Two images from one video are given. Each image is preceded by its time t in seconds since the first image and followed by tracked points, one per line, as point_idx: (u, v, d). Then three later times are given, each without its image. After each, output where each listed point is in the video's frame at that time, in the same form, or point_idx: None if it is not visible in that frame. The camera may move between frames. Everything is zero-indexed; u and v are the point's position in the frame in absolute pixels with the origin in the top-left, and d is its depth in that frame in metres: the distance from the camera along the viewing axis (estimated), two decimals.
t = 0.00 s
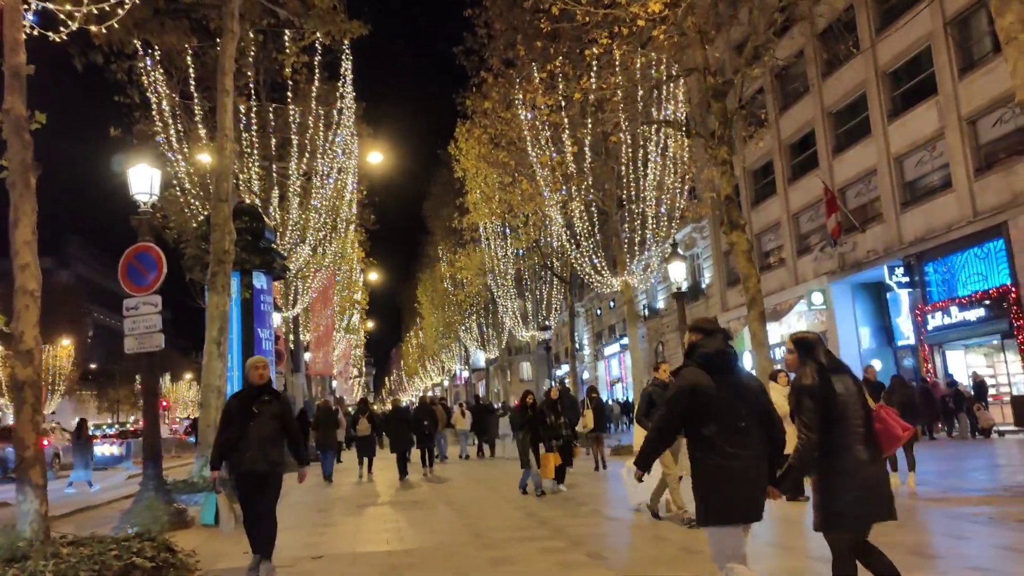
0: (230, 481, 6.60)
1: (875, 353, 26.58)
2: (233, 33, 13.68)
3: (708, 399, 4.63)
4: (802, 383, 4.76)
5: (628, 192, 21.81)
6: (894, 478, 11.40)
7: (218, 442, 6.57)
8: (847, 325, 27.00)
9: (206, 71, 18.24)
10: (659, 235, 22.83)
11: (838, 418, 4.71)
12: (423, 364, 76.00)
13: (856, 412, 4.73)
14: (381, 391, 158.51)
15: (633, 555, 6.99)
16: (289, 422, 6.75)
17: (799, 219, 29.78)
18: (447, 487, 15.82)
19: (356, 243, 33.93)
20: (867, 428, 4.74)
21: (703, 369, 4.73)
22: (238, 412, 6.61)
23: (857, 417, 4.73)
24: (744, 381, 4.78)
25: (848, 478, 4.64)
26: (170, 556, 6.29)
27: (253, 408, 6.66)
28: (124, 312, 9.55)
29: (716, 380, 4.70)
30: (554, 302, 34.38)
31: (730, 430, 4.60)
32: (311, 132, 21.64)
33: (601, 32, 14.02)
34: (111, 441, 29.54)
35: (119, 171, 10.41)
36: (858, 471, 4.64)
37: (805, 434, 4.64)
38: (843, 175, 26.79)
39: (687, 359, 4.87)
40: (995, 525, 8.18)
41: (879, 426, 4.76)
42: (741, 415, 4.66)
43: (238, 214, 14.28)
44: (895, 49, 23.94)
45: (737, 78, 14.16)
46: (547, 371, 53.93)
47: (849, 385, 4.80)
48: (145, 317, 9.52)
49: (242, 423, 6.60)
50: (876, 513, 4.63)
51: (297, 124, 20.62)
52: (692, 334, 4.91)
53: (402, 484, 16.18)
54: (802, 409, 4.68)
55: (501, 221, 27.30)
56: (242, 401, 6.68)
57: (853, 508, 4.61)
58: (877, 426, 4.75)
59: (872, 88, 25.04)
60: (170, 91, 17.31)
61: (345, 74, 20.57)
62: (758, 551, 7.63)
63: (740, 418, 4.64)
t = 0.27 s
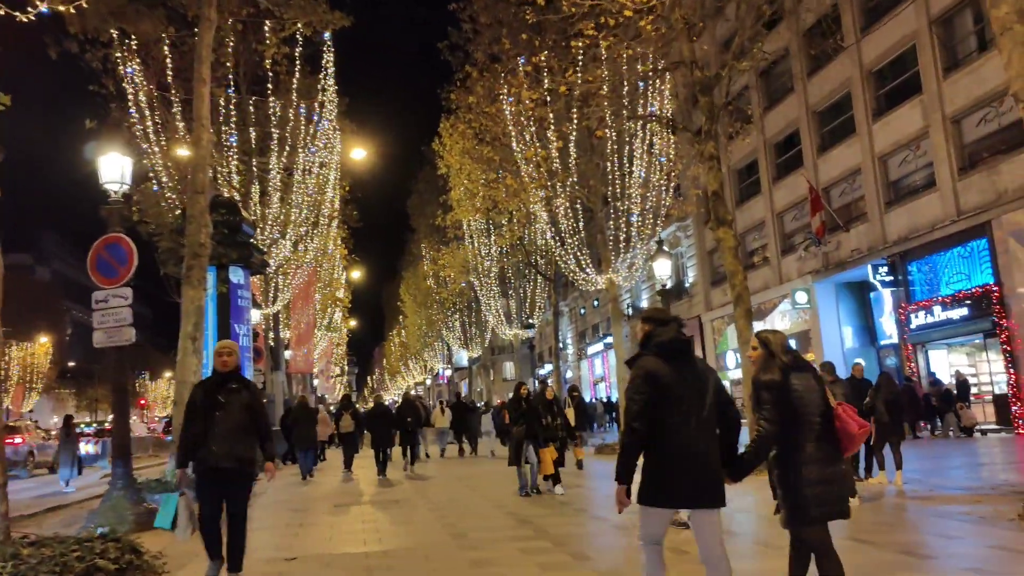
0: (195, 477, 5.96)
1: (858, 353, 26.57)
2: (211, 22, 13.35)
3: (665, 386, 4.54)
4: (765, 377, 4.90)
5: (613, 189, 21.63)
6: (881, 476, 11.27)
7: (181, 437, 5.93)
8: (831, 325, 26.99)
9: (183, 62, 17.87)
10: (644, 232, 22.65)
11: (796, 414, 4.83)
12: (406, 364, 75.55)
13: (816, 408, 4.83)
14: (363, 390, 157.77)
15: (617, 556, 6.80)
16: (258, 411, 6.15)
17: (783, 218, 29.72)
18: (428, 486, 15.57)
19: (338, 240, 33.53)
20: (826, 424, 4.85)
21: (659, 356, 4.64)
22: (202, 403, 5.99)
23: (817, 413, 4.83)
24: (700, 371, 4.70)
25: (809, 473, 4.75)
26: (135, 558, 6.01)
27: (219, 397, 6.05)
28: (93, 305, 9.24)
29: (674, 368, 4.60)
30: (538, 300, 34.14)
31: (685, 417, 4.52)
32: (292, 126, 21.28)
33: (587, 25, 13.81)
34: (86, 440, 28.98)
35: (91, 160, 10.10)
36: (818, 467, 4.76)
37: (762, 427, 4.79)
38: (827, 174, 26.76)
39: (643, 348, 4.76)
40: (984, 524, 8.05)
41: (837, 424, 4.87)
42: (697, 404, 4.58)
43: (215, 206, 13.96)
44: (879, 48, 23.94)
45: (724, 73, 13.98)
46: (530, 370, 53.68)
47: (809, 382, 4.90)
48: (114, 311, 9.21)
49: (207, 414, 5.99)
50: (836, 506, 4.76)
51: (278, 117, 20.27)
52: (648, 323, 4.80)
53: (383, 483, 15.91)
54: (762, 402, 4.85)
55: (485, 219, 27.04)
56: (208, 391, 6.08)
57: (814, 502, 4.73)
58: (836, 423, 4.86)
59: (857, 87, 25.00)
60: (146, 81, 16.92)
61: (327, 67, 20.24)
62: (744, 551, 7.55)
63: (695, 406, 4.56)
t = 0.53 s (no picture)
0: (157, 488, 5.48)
1: (853, 351, 26.40)
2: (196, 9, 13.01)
3: (618, 393, 4.61)
4: (738, 378, 4.99)
5: (608, 184, 21.34)
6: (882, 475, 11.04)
7: (144, 443, 5.45)
8: (826, 324, 26.80)
9: (170, 53, 17.52)
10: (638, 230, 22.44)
11: (767, 416, 4.86)
12: (397, 363, 75.25)
13: (787, 409, 4.86)
14: (355, 389, 157.41)
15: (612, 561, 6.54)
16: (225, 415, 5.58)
17: (778, 215, 29.49)
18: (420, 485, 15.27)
19: (328, 236, 33.14)
20: (798, 426, 4.86)
21: (612, 363, 4.70)
22: (166, 405, 5.48)
23: (788, 415, 4.86)
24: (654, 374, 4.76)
25: (776, 475, 4.78)
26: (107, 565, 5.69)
27: (183, 400, 5.51)
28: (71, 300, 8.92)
29: (627, 374, 4.66)
30: (531, 298, 33.86)
31: (639, 422, 4.59)
32: (282, 119, 20.94)
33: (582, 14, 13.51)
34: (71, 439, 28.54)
35: (71, 149, 9.78)
36: (787, 468, 4.78)
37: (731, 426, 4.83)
38: (823, 172, 26.53)
39: (596, 354, 4.80)
40: (991, 525, 7.85)
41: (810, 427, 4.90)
42: (651, 410, 4.65)
43: (199, 199, 13.67)
44: (876, 44, 23.74)
45: (721, 65, 13.72)
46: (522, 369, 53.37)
47: (784, 384, 4.93)
48: (92, 305, 8.90)
49: (173, 418, 5.47)
50: (820, 510, 4.76)
51: (267, 111, 19.92)
52: (601, 328, 4.84)
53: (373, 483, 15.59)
54: (730, 401, 4.95)
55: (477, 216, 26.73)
56: (172, 392, 5.56)
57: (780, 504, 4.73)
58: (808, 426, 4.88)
59: (853, 84, 24.79)
60: (132, 71, 16.54)
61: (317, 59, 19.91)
62: (743, 555, 7.24)
63: (648, 411, 4.64)
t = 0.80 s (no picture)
0: (119, 495, 4.51)
1: (856, 352, 26.16)
2: (192, 4, 12.76)
3: (593, 393, 4.41)
4: (723, 379, 4.70)
5: (609, 183, 21.14)
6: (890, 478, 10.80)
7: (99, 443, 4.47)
8: (828, 325, 26.56)
9: (166, 50, 17.26)
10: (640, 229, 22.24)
11: (753, 416, 4.64)
12: (397, 365, 75.11)
13: (776, 407, 4.64)
14: (354, 391, 157.20)
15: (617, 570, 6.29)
16: (198, 410, 4.65)
17: (779, 215, 29.26)
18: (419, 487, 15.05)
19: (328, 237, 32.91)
20: (786, 424, 4.65)
21: (588, 363, 4.50)
22: (128, 398, 4.52)
23: (777, 415, 4.64)
24: (633, 373, 4.57)
25: (766, 476, 4.55)
26: None
27: (148, 392, 4.56)
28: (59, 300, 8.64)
29: (603, 375, 4.46)
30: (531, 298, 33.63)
31: (613, 422, 4.39)
32: (280, 118, 20.71)
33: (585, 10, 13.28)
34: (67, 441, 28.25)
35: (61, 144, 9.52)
36: (780, 466, 4.54)
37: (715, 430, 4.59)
38: (825, 171, 26.29)
39: (572, 353, 4.62)
40: (1008, 530, 7.60)
41: (801, 424, 4.66)
42: (629, 408, 4.45)
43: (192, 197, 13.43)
44: (879, 41, 23.50)
45: (725, 61, 13.49)
46: (523, 371, 53.18)
47: (770, 383, 4.71)
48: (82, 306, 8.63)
49: (134, 413, 4.51)
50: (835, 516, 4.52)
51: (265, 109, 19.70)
52: (577, 328, 4.66)
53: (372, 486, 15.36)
54: (716, 403, 4.64)
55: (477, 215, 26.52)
56: (135, 383, 4.60)
57: (773, 508, 4.51)
58: (798, 423, 4.65)
59: (856, 82, 24.56)
60: (127, 69, 16.30)
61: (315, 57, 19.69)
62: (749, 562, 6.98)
63: (627, 412, 4.43)
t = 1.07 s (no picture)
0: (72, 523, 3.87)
1: (858, 353, 25.95)
2: None
3: (572, 400, 4.46)
4: (695, 396, 4.80)
5: (609, 181, 20.85)
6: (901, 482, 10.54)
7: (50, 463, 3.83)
8: (830, 326, 26.35)
9: (159, 44, 16.96)
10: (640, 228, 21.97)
11: (728, 431, 4.71)
12: (395, 365, 74.75)
13: (747, 420, 4.71)
14: (352, 391, 156.74)
15: None
16: (166, 420, 4.00)
17: (780, 214, 29.02)
18: (417, 490, 14.78)
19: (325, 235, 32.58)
20: (757, 438, 4.71)
21: (573, 370, 4.55)
22: (82, 411, 3.86)
23: (750, 428, 4.70)
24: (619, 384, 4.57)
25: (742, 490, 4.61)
26: None
27: (104, 402, 3.90)
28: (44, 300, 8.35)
29: (586, 382, 4.51)
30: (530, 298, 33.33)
31: (590, 430, 4.40)
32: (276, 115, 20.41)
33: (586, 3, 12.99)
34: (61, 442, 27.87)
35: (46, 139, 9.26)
36: (755, 482, 4.62)
37: (687, 450, 4.69)
38: (827, 169, 26.06)
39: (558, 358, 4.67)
40: None
41: (772, 436, 4.76)
42: (608, 414, 4.46)
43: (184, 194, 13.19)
44: (882, 39, 23.27)
45: (728, 56, 13.22)
46: (521, 370, 52.85)
47: (741, 397, 4.77)
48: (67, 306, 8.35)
49: (89, 430, 3.86)
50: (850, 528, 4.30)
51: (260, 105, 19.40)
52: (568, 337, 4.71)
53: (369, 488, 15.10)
54: (688, 422, 4.76)
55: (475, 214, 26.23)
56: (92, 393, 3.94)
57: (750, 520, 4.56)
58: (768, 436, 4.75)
59: (858, 80, 24.32)
60: (120, 64, 16.00)
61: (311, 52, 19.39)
62: (757, 569, 6.81)
63: (603, 421, 4.43)
